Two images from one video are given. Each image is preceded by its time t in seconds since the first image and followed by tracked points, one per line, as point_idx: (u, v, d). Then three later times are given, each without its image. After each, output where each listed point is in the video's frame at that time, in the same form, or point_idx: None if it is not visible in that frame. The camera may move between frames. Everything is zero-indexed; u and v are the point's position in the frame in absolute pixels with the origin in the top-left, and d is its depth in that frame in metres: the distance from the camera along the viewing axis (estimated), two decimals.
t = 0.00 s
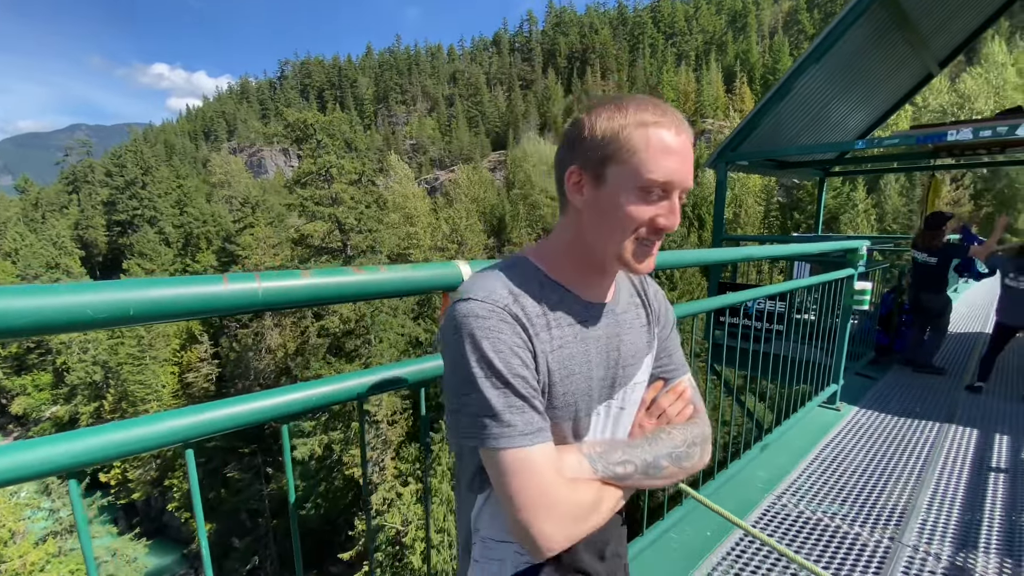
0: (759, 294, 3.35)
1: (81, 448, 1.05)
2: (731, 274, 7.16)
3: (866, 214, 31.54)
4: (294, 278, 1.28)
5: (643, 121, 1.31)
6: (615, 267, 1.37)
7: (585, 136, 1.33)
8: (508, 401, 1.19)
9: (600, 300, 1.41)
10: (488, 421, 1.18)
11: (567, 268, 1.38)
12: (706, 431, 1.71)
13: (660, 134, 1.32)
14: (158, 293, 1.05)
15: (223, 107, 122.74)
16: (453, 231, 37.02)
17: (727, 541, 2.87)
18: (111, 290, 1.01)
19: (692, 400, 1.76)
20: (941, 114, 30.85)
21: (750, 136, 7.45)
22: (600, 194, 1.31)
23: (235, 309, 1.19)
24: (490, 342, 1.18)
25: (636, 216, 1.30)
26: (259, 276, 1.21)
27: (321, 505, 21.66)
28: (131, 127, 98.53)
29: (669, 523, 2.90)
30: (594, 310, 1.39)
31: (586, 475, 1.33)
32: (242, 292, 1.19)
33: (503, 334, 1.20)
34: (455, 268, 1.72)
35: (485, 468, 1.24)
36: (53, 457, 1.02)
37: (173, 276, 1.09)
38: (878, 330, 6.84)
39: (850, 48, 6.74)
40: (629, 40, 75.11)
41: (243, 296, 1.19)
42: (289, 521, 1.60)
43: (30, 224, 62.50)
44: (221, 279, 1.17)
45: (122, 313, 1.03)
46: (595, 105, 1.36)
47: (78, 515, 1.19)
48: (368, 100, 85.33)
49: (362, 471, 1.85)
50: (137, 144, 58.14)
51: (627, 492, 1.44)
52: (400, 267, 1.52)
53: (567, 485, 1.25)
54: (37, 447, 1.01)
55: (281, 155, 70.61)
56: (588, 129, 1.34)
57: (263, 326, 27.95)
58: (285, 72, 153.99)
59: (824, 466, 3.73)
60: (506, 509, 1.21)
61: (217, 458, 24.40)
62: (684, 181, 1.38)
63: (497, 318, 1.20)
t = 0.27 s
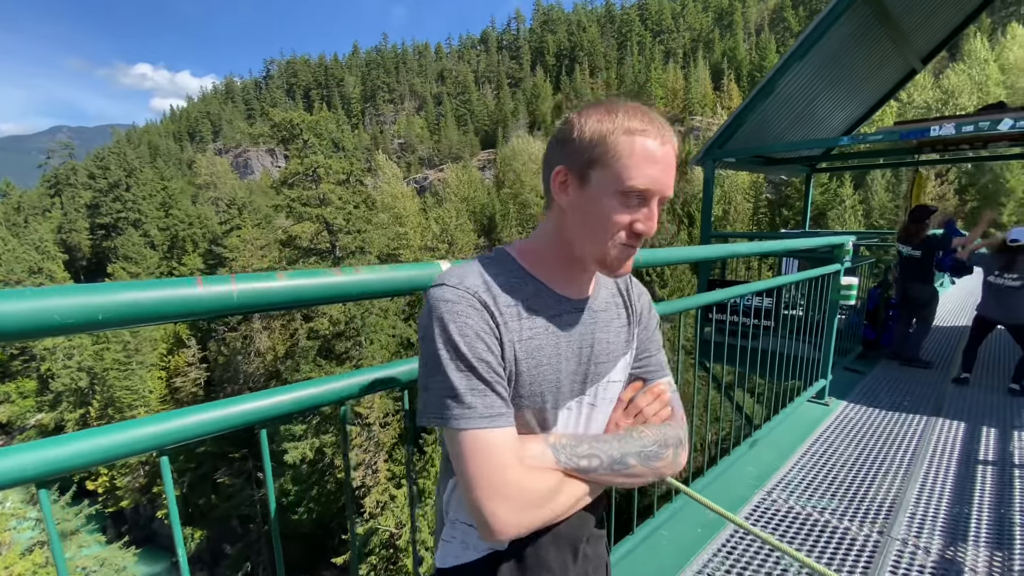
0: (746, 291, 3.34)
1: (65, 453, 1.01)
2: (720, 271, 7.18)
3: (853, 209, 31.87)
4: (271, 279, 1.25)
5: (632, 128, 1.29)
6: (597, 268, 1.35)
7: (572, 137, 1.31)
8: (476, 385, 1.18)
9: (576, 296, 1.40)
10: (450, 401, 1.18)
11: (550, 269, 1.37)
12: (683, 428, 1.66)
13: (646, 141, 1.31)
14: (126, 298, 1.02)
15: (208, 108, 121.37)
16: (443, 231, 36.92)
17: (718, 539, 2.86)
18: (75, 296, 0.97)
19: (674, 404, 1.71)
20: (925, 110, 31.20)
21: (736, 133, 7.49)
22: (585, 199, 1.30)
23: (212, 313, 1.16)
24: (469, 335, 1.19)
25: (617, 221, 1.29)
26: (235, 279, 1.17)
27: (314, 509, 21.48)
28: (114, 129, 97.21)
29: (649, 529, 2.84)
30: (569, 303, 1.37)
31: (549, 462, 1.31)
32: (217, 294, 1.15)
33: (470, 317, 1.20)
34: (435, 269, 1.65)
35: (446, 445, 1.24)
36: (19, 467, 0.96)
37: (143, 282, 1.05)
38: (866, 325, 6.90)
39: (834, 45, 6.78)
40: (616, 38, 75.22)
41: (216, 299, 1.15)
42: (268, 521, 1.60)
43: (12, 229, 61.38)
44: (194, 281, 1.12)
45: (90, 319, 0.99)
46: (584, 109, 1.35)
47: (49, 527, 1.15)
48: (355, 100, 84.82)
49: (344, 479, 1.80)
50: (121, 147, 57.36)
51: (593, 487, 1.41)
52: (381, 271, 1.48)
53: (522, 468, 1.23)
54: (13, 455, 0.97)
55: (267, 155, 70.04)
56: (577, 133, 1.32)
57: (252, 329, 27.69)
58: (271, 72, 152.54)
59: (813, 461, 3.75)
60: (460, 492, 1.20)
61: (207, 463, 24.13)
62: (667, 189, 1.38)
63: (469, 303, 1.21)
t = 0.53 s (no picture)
0: (738, 288, 3.36)
1: (66, 456, 1.03)
2: (716, 269, 7.21)
3: (847, 206, 32.01)
4: (265, 283, 1.29)
5: (558, 112, 1.31)
6: (547, 260, 1.35)
7: (504, 130, 1.33)
8: (425, 390, 1.19)
9: (532, 292, 1.42)
10: (398, 407, 1.18)
11: (501, 267, 1.38)
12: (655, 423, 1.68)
13: (579, 126, 1.33)
14: (114, 302, 1.04)
15: (202, 110, 120.82)
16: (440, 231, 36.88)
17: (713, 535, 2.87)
18: (68, 299, 1.00)
19: (645, 397, 1.72)
20: (918, 107, 31.37)
21: (731, 131, 7.52)
22: (524, 189, 1.31)
23: (212, 315, 1.20)
24: (411, 343, 1.18)
25: (558, 208, 1.31)
26: (227, 283, 1.21)
27: (312, 512, 21.41)
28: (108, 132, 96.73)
29: (644, 526, 2.87)
30: (522, 300, 1.39)
31: (509, 468, 1.32)
32: (209, 297, 1.18)
33: (416, 319, 1.19)
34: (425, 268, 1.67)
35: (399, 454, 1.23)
36: (14, 471, 0.97)
37: (137, 286, 1.09)
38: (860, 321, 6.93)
39: (828, 42, 6.82)
40: (611, 38, 75.35)
41: (209, 302, 1.18)
42: (265, 519, 1.62)
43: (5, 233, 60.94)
44: (189, 286, 1.16)
45: (84, 322, 1.01)
46: (516, 99, 1.36)
47: (46, 534, 1.15)
48: (350, 101, 84.63)
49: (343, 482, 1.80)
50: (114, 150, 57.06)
51: (560, 491, 1.42)
52: (374, 272, 1.52)
53: (480, 476, 1.23)
54: (12, 457, 0.98)
55: (262, 157, 69.86)
56: (505, 122, 1.33)
57: (248, 332, 27.61)
58: (265, 73, 151.99)
59: (809, 456, 3.77)
60: (414, 495, 1.20)
61: (204, 467, 24.01)
62: (607, 170, 1.40)
63: (410, 306, 1.20)
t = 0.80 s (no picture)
0: (737, 288, 3.35)
1: (62, 461, 1.04)
2: (716, 269, 7.23)
3: (848, 204, 32.01)
4: (262, 287, 1.30)
5: (491, 106, 1.28)
6: (494, 259, 1.33)
7: (435, 126, 1.29)
8: (351, 404, 1.17)
9: (482, 298, 1.40)
10: (327, 428, 1.17)
11: (449, 271, 1.36)
12: (619, 430, 1.64)
13: (517, 117, 1.30)
14: (108, 307, 1.05)
15: (202, 111, 120.96)
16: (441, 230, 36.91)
17: (712, 537, 2.86)
18: (67, 304, 1.01)
19: (608, 400, 1.67)
20: (919, 104, 31.38)
21: (731, 130, 7.49)
22: (462, 188, 1.29)
23: (208, 318, 1.21)
24: (339, 361, 1.16)
25: (500, 207, 1.29)
26: (225, 287, 1.22)
27: (315, 513, 21.44)
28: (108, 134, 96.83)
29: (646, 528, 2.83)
30: (469, 307, 1.37)
31: (454, 486, 1.33)
32: (207, 301, 1.19)
33: (343, 331, 1.17)
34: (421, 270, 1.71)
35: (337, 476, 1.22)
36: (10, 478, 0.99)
37: (132, 291, 1.09)
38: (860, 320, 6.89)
39: (827, 40, 6.81)
40: (610, 37, 75.40)
41: (210, 306, 1.20)
42: (265, 522, 1.65)
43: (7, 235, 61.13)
44: (186, 290, 1.18)
45: (81, 328, 1.02)
46: (447, 94, 1.31)
47: (47, 539, 1.17)
48: (350, 102, 84.84)
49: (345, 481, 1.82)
50: (115, 152, 57.23)
51: (514, 507, 1.41)
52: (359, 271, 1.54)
53: (420, 497, 1.23)
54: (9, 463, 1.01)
55: (263, 158, 69.92)
56: (437, 120, 1.30)
57: (249, 333, 27.71)
58: (264, 75, 152.33)
59: (810, 455, 3.79)
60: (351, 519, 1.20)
61: (207, 467, 24.15)
62: (549, 164, 1.39)
63: (335, 321, 1.17)
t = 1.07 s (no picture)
0: (743, 284, 3.34)
1: (61, 456, 1.10)
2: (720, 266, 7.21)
3: (853, 201, 31.92)
4: (268, 280, 1.33)
5: (386, 96, 1.31)
6: (399, 251, 1.34)
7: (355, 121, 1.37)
8: (286, 419, 1.25)
9: (420, 300, 1.40)
10: (269, 434, 1.24)
11: (378, 265, 1.41)
12: (582, 447, 1.56)
13: (421, 102, 1.31)
14: (116, 301, 1.06)
15: (206, 112, 121.26)
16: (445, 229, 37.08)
17: (718, 535, 2.85)
18: (71, 297, 1.02)
19: (574, 412, 1.59)
20: (924, 101, 31.26)
21: (735, 127, 7.46)
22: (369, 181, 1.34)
23: (209, 313, 1.21)
24: (282, 373, 1.24)
25: (397, 196, 1.30)
26: (228, 280, 1.24)
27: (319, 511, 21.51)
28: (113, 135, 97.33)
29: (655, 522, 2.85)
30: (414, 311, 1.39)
31: (392, 499, 1.35)
32: (211, 294, 1.20)
33: (282, 341, 1.25)
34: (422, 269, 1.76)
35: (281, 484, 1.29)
36: (15, 470, 1.05)
37: (130, 285, 1.10)
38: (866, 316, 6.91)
39: (832, 35, 6.77)
40: (614, 35, 75.21)
41: (211, 299, 1.21)
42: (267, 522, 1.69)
43: (14, 236, 61.51)
44: (190, 284, 1.18)
45: (87, 320, 1.03)
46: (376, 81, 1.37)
47: (49, 533, 1.21)
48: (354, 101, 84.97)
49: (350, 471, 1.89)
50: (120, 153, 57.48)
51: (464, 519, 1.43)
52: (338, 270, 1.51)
53: (359, 508, 1.28)
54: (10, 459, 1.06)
55: (268, 158, 70.19)
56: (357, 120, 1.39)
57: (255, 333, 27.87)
58: (268, 75, 152.71)
59: (816, 452, 3.77)
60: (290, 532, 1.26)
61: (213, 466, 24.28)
62: (468, 157, 1.36)
63: (271, 330, 1.25)
